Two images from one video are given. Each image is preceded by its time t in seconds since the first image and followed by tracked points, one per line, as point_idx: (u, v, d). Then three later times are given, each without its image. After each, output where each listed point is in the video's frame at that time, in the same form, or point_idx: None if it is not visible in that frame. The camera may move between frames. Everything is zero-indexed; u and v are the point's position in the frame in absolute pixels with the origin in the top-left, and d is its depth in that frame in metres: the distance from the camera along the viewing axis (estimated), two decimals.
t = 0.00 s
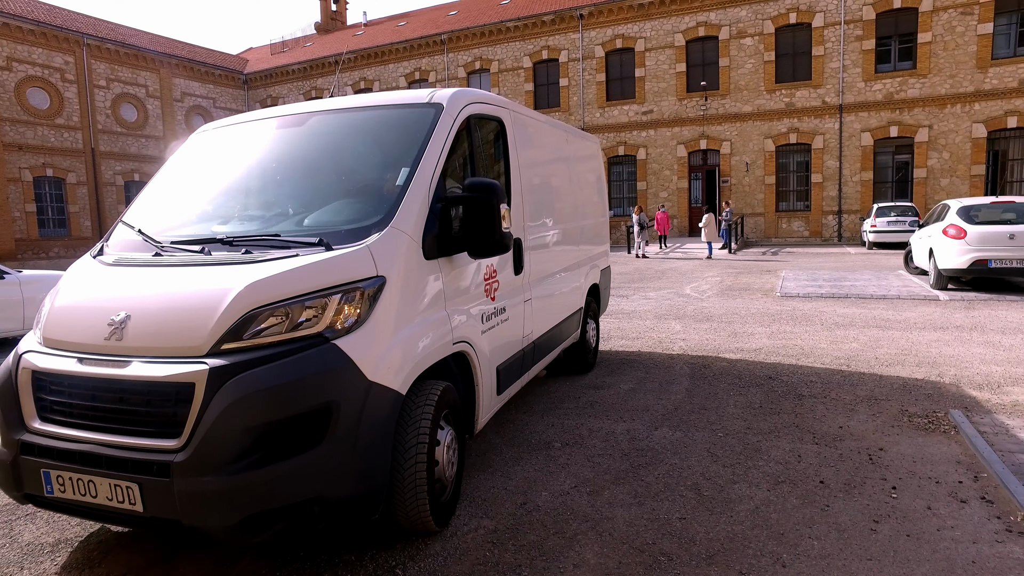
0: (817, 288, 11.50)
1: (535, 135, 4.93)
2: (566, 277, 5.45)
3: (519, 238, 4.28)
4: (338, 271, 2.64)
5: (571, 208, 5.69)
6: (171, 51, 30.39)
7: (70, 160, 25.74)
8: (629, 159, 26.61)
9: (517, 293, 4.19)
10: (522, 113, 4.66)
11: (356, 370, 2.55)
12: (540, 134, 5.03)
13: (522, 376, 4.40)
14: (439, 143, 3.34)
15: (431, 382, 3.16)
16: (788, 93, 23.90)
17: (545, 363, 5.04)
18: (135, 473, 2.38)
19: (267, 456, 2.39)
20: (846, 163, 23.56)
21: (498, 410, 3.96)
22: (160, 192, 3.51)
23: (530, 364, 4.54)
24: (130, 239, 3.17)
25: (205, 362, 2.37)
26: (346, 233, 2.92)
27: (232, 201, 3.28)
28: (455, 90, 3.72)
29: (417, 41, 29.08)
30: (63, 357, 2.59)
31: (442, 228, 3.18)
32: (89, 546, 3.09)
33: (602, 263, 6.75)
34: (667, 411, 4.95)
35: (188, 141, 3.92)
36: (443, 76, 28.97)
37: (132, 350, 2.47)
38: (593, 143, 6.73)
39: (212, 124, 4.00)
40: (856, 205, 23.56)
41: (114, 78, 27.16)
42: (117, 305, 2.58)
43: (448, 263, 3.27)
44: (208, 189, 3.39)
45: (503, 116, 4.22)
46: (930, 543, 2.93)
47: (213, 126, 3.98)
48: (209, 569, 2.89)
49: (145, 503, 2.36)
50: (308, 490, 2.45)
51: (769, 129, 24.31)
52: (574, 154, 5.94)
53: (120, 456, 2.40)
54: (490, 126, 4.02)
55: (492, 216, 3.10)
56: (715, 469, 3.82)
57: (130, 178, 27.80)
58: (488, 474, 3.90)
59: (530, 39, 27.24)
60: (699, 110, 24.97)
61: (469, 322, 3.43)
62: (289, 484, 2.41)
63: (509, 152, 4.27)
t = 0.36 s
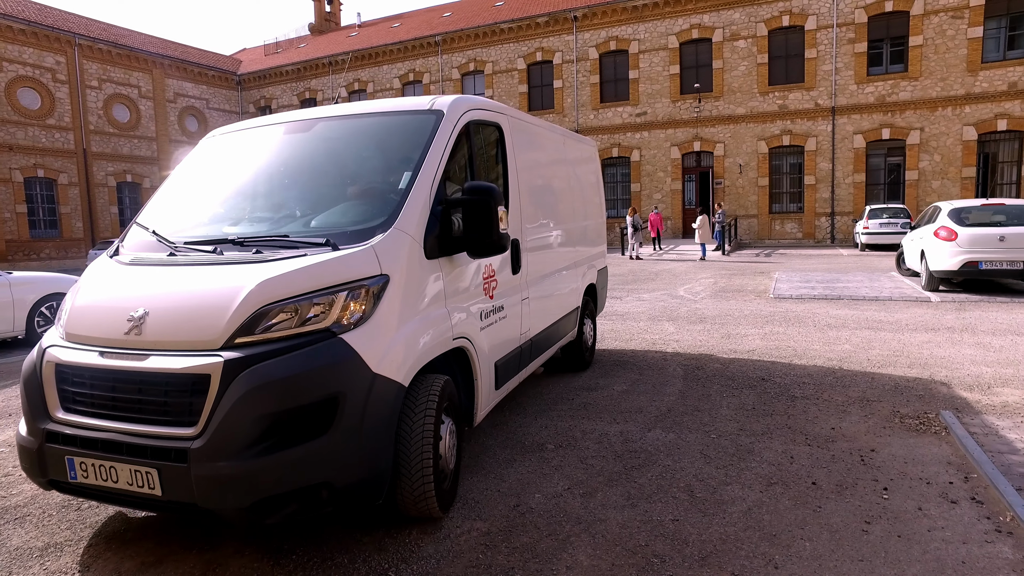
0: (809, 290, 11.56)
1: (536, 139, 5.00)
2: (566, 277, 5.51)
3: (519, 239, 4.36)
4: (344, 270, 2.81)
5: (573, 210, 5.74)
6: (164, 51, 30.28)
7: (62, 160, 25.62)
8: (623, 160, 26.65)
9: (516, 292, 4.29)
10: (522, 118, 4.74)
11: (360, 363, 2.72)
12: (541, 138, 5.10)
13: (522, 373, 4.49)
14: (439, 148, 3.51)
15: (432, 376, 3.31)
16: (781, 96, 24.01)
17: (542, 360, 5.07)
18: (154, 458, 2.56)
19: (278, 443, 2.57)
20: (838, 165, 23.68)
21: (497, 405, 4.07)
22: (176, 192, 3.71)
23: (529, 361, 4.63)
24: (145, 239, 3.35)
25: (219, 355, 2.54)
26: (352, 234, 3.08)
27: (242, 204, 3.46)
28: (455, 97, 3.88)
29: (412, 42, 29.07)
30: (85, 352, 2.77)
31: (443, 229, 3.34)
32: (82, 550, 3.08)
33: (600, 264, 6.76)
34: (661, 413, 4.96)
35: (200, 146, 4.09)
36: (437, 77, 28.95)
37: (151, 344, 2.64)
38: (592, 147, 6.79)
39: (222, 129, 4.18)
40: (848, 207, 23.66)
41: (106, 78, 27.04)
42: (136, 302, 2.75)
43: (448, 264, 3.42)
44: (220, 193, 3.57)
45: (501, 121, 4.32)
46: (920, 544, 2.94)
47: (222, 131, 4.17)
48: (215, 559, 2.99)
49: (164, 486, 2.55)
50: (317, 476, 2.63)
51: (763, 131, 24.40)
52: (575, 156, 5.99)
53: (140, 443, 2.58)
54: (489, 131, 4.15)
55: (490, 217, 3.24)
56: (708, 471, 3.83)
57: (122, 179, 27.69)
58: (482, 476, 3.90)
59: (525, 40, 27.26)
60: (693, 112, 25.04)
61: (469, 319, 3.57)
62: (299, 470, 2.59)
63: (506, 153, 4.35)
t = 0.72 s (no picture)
0: (803, 291, 11.59)
1: (536, 143, 5.08)
2: (566, 276, 5.60)
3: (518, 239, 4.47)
4: (350, 268, 2.96)
5: (573, 211, 5.82)
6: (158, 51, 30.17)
7: (54, 161, 25.49)
8: (618, 161, 26.68)
9: (515, 289, 4.40)
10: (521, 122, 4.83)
11: (366, 355, 2.85)
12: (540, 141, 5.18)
13: (520, 368, 4.61)
14: (440, 152, 3.66)
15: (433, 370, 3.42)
16: (775, 97, 24.10)
17: (541, 356, 5.14)
18: (170, 444, 2.69)
19: (289, 429, 2.71)
20: (832, 166, 23.78)
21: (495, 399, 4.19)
22: (189, 193, 3.87)
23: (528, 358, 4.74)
24: (160, 239, 3.51)
25: (233, 346, 2.69)
26: (357, 233, 3.23)
27: (251, 205, 3.61)
28: (456, 103, 4.04)
29: (406, 43, 29.04)
30: (105, 344, 2.91)
31: (444, 229, 3.49)
32: (76, 551, 3.07)
33: (599, 264, 6.75)
34: (655, 413, 4.96)
35: (210, 149, 4.26)
36: (432, 78, 28.92)
37: (167, 337, 2.78)
38: (592, 149, 6.83)
39: (232, 133, 4.35)
40: (842, 208, 23.76)
41: (99, 77, 26.91)
42: (153, 298, 2.89)
43: (449, 262, 3.55)
44: (231, 194, 3.73)
45: (501, 126, 4.44)
46: (915, 543, 2.96)
47: (230, 135, 4.34)
48: (215, 558, 3.00)
49: (180, 471, 2.68)
50: (324, 461, 2.77)
51: (757, 132, 24.49)
52: (575, 158, 6.06)
53: (157, 430, 2.71)
54: (489, 135, 4.28)
55: (489, 218, 3.39)
56: (703, 471, 3.84)
57: (116, 180, 27.57)
58: (478, 476, 3.90)
59: (520, 41, 27.29)
60: (687, 113, 25.11)
61: (468, 316, 3.69)
62: (308, 455, 2.73)
63: (505, 156, 4.45)
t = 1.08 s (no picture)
0: (799, 292, 11.61)
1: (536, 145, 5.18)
2: (567, 275, 5.69)
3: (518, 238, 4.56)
4: (355, 266, 3.09)
5: (573, 211, 5.91)
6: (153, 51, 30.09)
7: (48, 161, 25.38)
8: (614, 162, 26.72)
9: (515, 286, 4.49)
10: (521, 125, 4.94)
11: (369, 348, 3.00)
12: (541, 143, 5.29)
13: (520, 364, 4.71)
14: (442, 154, 3.77)
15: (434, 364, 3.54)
16: (770, 99, 24.17)
17: (541, 353, 5.22)
18: (186, 432, 2.85)
19: (297, 418, 2.87)
20: (827, 167, 23.86)
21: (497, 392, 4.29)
22: (200, 195, 3.99)
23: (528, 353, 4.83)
24: (171, 239, 3.64)
25: (245, 340, 2.84)
26: (361, 233, 3.35)
27: (260, 206, 3.72)
28: (457, 107, 4.14)
29: (402, 44, 29.04)
30: (123, 338, 3.08)
31: (444, 229, 3.59)
32: (71, 553, 3.04)
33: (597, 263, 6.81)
34: (652, 414, 4.94)
35: (221, 151, 4.39)
36: (427, 79, 28.91)
37: (182, 332, 2.94)
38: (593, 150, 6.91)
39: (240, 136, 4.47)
40: (837, 209, 23.85)
41: (94, 78, 26.81)
42: (170, 295, 3.05)
43: (450, 261, 3.66)
44: (241, 196, 3.83)
45: (501, 128, 4.54)
46: (912, 542, 2.96)
47: (239, 139, 4.47)
48: (211, 559, 2.98)
49: (194, 457, 2.84)
50: (330, 447, 2.93)
51: (752, 133, 24.55)
52: (575, 159, 6.15)
53: (173, 419, 2.87)
54: (490, 137, 4.38)
55: (488, 218, 3.49)
56: (701, 471, 3.83)
57: (110, 180, 27.47)
58: (474, 476, 3.88)
59: (515, 42, 27.30)
60: (683, 114, 25.16)
61: (468, 312, 3.80)
62: (315, 442, 2.89)
63: (505, 158, 4.54)
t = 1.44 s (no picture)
0: (794, 292, 11.65)
1: (533, 149, 5.40)
2: (563, 274, 5.92)
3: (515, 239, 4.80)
4: (362, 264, 3.34)
5: (570, 213, 6.13)
6: (149, 52, 30.00)
7: (42, 162, 25.30)
8: (610, 164, 26.76)
9: (513, 284, 4.74)
10: (518, 130, 5.17)
11: (374, 341, 3.24)
12: (538, 148, 5.51)
13: (518, 358, 4.95)
14: (443, 160, 4.03)
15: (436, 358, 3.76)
16: (766, 100, 24.23)
17: (539, 350, 5.48)
18: (203, 420, 3.10)
19: (305, 406, 3.10)
20: (822, 168, 23.94)
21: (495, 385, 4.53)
22: (216, 198, 4.27)
23: (524, 348, 5.07)
24: (189, 239, 3.92)
25: (257, 334, 3.09)
26: (368, 233, 3.62)
27: (273, 208, 3.99)
28: (459, 114, 4.40)
29: (398, 45, 29.01)
30: (144, 331, 3.36)
31: (446, 230, 3.84)
32: (64, 556, 3.03)
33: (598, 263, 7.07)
34: (648, 415, 4.96)
35: (235, 156, 4.67)
36: (424, 80, 28.91)
37: (198, 326, 3.21)
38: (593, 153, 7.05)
39: (254, 142, 4.75)
40: (832, 211, 23.92)
41: (88, 78, 26.70)
42: (186, 292, 3.33)
43: (452, 260, 3.91)
44: (253, 197, 4.12)
45: (498, 135, 4.78)
46: (906, 542, 2.97)
47: (251, 144, 4.75)
48: (206, 561, 2.97)
49: (210, 442, 3.08)
50: (336, 434, 3.16)
51: (748, 135, 24.61)
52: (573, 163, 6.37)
53: (191, 408, 3.13)
54: (489, 143, 4.64)
55: (487, 220, 3.75)
56: (696, 472, 3.84)
57: (105, 181, 27.38)
58: (470, 477, 3.88)
59: (511, 44, 27.32)
60: (679, 115, 25.22)
61: (468, 309, 4.04)
62: (323, 429, 3.12)
63: (503, 163, 4.78)
